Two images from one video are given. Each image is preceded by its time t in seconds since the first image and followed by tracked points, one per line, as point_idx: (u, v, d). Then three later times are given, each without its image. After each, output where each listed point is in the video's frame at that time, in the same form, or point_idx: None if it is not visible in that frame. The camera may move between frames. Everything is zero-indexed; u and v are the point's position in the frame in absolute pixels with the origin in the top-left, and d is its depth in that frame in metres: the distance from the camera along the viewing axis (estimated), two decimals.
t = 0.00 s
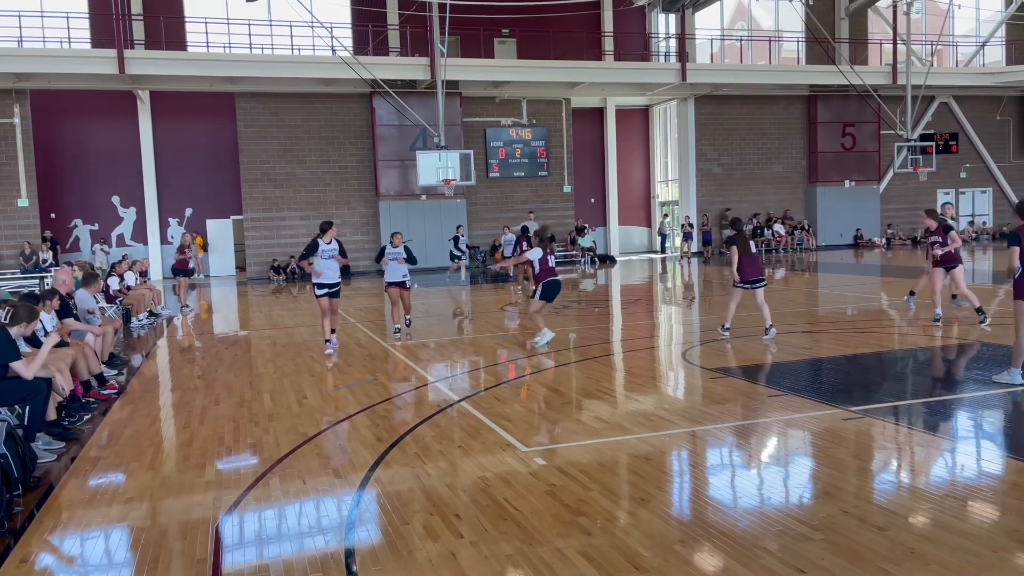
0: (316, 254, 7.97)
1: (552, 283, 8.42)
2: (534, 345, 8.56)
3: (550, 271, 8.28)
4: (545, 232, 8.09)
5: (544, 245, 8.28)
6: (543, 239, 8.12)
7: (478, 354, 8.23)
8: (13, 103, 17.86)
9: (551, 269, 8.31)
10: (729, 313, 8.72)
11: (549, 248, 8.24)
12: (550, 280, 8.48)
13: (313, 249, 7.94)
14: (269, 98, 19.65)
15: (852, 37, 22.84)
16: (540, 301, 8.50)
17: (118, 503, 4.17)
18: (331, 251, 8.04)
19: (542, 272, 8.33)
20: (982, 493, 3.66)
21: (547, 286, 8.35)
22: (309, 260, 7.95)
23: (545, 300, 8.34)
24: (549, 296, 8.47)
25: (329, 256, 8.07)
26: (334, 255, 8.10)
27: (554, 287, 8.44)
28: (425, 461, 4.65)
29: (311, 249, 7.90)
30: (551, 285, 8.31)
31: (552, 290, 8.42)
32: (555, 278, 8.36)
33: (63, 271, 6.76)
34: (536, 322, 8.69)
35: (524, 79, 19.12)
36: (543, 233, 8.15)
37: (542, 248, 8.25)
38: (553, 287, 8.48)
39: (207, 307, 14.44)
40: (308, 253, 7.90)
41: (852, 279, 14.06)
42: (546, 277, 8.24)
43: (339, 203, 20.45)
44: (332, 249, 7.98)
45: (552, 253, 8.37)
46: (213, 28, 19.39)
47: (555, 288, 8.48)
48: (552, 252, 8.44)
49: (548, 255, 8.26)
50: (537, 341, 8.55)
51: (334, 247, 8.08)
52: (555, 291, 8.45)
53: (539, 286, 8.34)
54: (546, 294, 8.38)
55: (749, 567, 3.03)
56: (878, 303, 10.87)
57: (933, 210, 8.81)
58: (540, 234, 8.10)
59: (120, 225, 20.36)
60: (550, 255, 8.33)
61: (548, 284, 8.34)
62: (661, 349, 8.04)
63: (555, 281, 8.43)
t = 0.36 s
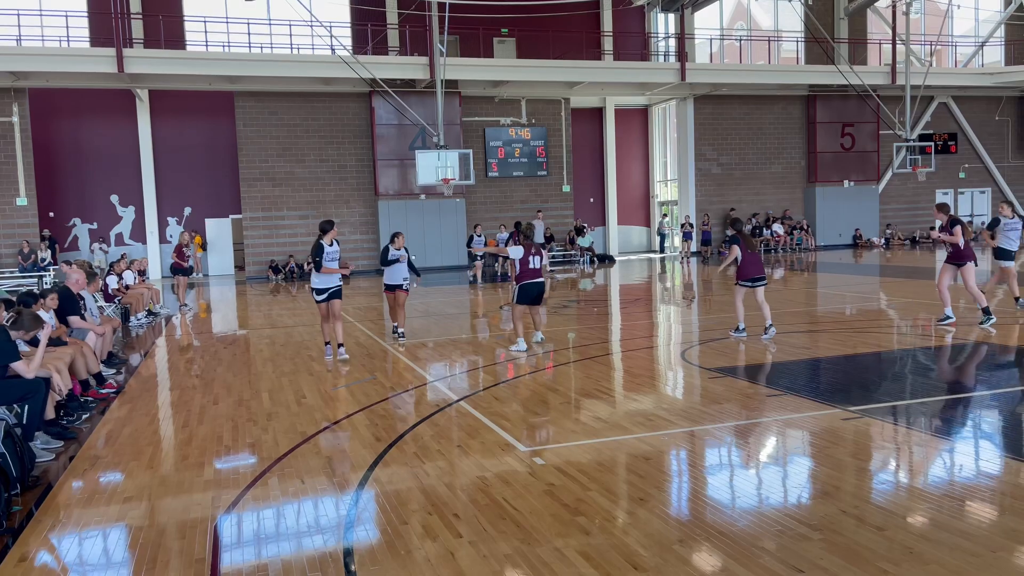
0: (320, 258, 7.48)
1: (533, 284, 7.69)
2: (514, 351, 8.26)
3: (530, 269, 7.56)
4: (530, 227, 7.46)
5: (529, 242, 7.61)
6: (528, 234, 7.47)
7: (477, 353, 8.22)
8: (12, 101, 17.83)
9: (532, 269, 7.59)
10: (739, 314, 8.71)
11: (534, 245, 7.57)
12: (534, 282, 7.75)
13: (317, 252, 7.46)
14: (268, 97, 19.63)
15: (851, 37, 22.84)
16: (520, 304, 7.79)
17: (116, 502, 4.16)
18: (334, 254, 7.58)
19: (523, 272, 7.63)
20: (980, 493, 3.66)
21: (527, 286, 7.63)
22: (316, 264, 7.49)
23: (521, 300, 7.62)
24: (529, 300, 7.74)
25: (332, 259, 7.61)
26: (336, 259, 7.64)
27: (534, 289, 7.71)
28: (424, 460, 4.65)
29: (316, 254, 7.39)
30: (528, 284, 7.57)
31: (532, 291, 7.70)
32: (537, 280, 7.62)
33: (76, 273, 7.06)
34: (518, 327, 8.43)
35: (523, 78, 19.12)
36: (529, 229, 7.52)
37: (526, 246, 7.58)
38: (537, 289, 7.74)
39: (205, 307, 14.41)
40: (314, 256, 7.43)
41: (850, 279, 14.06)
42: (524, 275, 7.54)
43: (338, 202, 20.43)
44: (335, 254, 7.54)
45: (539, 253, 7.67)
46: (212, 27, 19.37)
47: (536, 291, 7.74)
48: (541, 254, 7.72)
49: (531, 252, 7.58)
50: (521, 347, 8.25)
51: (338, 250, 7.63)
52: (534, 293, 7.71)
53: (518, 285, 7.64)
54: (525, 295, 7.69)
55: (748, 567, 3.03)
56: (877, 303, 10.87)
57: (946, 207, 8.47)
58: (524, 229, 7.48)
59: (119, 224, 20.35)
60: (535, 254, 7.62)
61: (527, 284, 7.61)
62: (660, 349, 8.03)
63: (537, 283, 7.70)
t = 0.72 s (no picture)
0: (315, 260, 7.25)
1: (526, 284, 7.56)
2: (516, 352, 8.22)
3: (521, 268, 7.44)
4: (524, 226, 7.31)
5: (524, 242, 7.46)
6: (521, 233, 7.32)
7: (475, 353, 8.22)
8: (9, 101, 17.80)
9: (523, 268, 7.45)
10: (735, 316, 8.75)
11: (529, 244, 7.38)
12: (530, 282, 7.58)
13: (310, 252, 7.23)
14: (267, 97, 19.62)
15: (849, 37, 22.86)
16: (517, 301, 7.71)
17: (113, 502, 4.15)
18: (331, 255, 7.27)
19: (517, 270, 7.51)
20: (977, 493, 3.67)
21: (518, 285, 7.54)
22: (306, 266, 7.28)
23: (510, 298, 7.57)
24: (523, 299, 7.62)
25: (328, 261, 7.29)
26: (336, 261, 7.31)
27: (527, 288, 7.58)
28: (422, 460, 4.65)
29: (309, 252, 7.16)
30: (516, 284, 7.48)
31: (524, 290, 7.58)
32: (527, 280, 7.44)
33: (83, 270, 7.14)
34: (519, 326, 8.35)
35: (521, 78, 19.11)
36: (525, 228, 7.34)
37: (521, 245, 7.43)
38: (531, 290, 7.58)
39: (203, 306, 14.37)
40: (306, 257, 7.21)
41: (848, 279, 14.06)
42: (512, 275, 7.43)
43: (336, 202, 20.42)
44: (333, 253, 7.19)
45: (536, 253, 7.46)
46: (210, 26, 19.35)
47: (531, 291, 7.59)
48: (540, 254, 7.48)
49: (524, 252, 7.41)
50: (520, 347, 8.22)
51: (338, 251, 7.28)
52: (526, 292, 7.58)
53: (511, 283, 7.58)
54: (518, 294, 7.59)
55: (746, 567, 3.03)
56: (875, 303, 10.87)
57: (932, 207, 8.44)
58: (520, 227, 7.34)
59: (116, 224, 20.32)
60: (530, 254, 7.45)
61: (518, 283, 7.51)
62: (658, 349, 8.03)
63: (530, 283, 7.54)
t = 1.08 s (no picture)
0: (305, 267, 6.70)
1: (526, 284, 7.42)
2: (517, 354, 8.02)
3: (520, 268, 7.33)
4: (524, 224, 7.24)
5: (524, 241, 7.38)
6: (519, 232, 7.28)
7: (471, 354, 8.21)
8: (4, 100, 17.73)
9: (523, 267, 7.34)
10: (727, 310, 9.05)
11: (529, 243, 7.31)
12: (529, 282, 7.47)
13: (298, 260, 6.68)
14: (262, 97, 19.59)
15: (844, 37, 22.91)
16: (514, 302, 7.57)
17: (108, 502, 4.14)
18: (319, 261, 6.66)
19: (516, 269, 7.42)
20: (972, 492, 3.68)
21: (517, 285, 7.39)
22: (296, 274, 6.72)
23: (507, 298, 7.42)
24: (522, 299, 7.48)
25: (320, 267, 6.72)
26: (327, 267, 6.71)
27: (525, 289, 7.45)
28: (418, 460, 4.64)
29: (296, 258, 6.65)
30: (514, 283, 7.35)
31: (523, 291, 7.44)
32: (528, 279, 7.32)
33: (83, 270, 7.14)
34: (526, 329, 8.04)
35: (517, 78, 19.12)
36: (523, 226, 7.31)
37: (520, 244, 7.37)
38: (530, 290, 7.44)
39: (199, 307, 14.31)
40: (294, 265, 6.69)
41: (843, 279, 14.09)
42: (512, 273, 7.33)
43: (332, 202, 20.39)
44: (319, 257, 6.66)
45: (536, 252, 7.38)
46: (205, 26, 19.32)
47: (530, 291, 7.44)
48: (538, 254, 7.42)
49: (523, 250, 7.33)
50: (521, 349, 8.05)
51: (327, 256, 6.68)
52: (525, 292, 7.44)
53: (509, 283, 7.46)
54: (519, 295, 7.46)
55: (742, 566, 3.03)
56: (870, 303, 10.91)
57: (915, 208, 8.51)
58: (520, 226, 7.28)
59: (111, 224, 20.27)
60: (530, 253, 7.35)
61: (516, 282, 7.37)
62: (654, 349, 8.03)
63: (530, 283, 7.42)
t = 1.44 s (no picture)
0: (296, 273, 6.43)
1: (521, 291, 7.32)
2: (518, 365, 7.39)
3: (513, 274, 7.23)
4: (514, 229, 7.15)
5: (515, 246, 7.28)
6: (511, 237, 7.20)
7: (462, 354, 8.21)
8: None
9: (515, 273, 7.26)
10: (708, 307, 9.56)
11: (521, 249, 7.24)
12: (523, 289, 7.35)
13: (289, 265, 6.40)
14: (253, 97, 19.52)
15: (834, 38, 23.03)
16: (508, 310, 7.44)
17: (97, 504, 4.11)
18: (314, 264, 6.47)
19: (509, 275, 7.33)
20: (960, 491, 3.70)
21: (512, 292, 7.29)
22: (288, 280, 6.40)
23: (503, 307, 7.29)
24: (516, 306, 7.35)
25: (312, 271, 6.50)
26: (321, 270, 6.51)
27: (521, 296, 7.33)
28: (409, 460, 4.63)
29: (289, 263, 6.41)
30: (509, 290, 7.24)
31: (518, 299, 7.33)
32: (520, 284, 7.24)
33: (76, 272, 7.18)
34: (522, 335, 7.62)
35: (508, 79, 19.11)
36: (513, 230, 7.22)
37: (511, 249, 7.27)
38: (525, 297, 7.34)
39: (189, 307, 14.23)
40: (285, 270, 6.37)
41: (834, 279, 14.16)
42: (505, 279, 7.25)
43: (323, 202, 20.33)
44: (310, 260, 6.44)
45: (528, 257, 7.30)
46: (196, 25, 19.25)
47: (524, 298, 7.34)
48: (529, 258, 7.36)
49: (515, 256, 7.24)
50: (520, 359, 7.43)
51: (321, 259, 6.50)
52: (520, 300, 7.33)
53: (503, 291, 7.33)
54: (512, 302, 7.33)
55: (732, 566, 3.04)
56: (860, 303, 10.96)
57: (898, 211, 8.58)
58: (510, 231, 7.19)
59: (100, 224, 20.15)
60: (523, 258, 7.27)
61: (511, 290, 7.27)
62: (645, 349, 8.05)
63: (524, 289, 7.32)
